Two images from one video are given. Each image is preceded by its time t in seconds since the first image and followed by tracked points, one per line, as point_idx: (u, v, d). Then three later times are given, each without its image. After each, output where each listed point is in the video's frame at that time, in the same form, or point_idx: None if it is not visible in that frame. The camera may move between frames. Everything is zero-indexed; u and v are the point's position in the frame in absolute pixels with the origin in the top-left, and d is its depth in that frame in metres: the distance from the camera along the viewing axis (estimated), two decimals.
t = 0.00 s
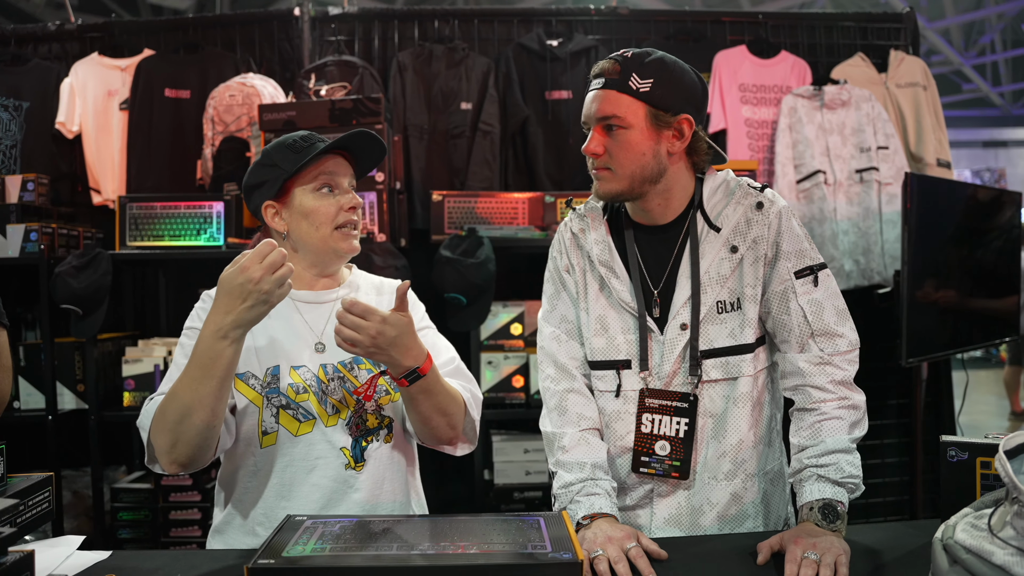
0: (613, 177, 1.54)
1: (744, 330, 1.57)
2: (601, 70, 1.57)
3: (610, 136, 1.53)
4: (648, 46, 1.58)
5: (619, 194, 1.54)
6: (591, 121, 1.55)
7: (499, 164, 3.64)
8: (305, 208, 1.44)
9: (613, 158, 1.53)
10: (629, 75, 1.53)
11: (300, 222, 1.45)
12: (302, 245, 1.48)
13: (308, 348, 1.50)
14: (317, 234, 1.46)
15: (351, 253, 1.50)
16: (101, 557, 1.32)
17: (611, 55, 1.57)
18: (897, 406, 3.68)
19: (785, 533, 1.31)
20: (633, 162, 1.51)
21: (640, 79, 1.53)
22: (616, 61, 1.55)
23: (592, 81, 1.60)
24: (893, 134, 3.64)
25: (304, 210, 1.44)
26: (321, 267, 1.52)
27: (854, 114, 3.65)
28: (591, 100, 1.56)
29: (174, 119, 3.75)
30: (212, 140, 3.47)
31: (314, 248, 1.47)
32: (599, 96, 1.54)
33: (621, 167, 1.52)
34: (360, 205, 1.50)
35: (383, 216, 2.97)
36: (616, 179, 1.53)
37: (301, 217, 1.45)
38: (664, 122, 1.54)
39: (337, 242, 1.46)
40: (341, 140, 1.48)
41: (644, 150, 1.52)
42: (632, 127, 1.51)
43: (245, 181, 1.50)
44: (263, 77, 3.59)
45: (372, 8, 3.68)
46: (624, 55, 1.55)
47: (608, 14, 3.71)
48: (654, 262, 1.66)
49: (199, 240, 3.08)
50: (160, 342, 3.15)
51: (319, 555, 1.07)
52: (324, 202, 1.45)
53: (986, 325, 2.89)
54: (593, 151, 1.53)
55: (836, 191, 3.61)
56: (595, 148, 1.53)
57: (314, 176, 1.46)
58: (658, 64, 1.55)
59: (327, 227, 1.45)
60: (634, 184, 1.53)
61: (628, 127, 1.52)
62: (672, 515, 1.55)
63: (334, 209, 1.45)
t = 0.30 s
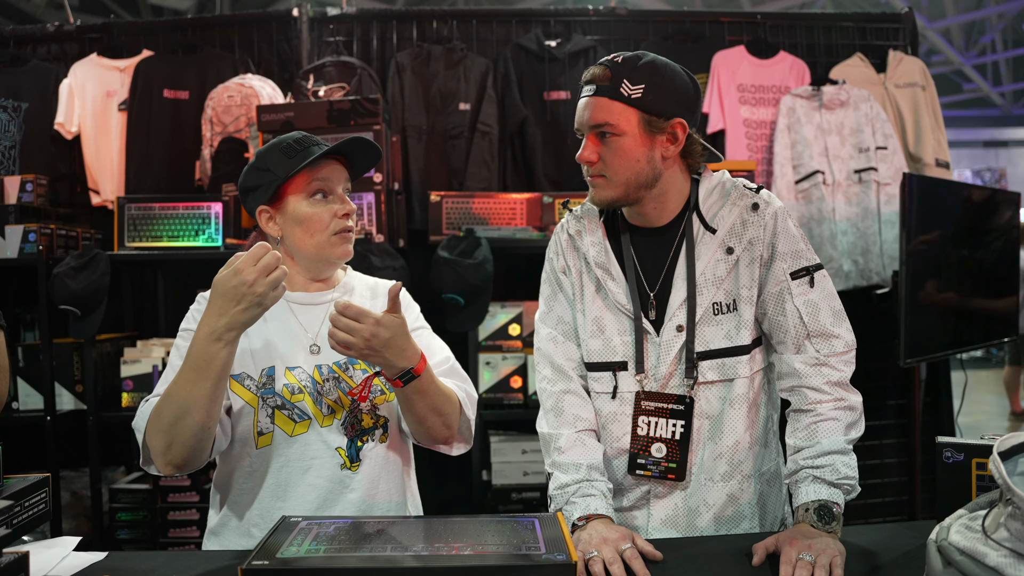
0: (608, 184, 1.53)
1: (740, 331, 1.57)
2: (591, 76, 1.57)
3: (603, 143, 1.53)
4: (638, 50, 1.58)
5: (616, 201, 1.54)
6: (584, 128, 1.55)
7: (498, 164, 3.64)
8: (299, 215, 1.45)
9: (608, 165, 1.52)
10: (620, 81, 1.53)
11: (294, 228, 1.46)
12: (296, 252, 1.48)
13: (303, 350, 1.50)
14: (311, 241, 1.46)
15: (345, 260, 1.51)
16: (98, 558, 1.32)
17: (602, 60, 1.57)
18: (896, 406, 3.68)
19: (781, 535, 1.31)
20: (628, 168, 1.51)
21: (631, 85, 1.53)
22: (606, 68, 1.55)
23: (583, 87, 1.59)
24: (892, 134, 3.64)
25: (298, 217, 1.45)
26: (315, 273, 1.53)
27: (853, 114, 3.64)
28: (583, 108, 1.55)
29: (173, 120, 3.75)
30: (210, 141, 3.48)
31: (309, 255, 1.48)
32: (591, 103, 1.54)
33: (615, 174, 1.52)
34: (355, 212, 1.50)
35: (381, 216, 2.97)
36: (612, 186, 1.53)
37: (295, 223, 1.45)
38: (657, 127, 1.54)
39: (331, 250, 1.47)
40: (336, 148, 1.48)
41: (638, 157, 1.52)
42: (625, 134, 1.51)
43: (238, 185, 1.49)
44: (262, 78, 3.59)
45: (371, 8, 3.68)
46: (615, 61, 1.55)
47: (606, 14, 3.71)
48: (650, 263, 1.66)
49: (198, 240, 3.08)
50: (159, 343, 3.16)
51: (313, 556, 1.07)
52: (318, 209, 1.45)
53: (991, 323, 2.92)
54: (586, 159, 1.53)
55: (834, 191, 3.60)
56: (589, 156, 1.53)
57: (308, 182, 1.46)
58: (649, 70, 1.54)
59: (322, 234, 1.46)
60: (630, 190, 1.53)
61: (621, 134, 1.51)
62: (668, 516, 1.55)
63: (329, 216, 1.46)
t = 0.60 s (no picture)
0: (609, 178, 1.53)
1: (736, 330, 1.57)
2: (596, 69, 1.57)
3: (605, 135, 1.53)
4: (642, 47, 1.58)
5: (616, 196, 1.54)
6: (587, 121, 1.54)
7: (497, 164, 3.64)
8: (287, 215, 1.46)
9: (609, 158, 1.52)
10: (625, 74, 1.53)
11: (284, 229, 1.46)
12: (288, 253, 1.49)
13: (300, 349, 1.49)
14: (300, 241, 1.47)
15: (336, 259, 1.50)
16: (95, 558, 1.32)
17: (607, 55, 1.57)
18: (896, 406, 3.68)
19: (777, 536, 1.31)
20: (628, 162, 1.51)
21: (636, 79, 1.53)
22: (612, 62, 1.54)
23: (587, 81, 1.59)
24: (892, 134, 3.63)
25: (285, 216, 1.46)
26: (310, 276, 1.53)
27: (852, 115, 3.64)
28: (586, 100, 1.55)
29: (173, 120, 3.75)
30: (210, 142, 3.48)
31: (299, 254, 1.48)
32: (593, 95, 1.53)
33: (616, 168, 1.52)
34: (343, 210, 1.50)
35: (380, 217, 2.97)
36: (613, 180, 1.53)
37: (283, 224, 1.46)
38: (659, 122, 1.54)
39: (320, 249, 1.47)
40: (320, 146, 1.49)
41: (639, 150, 1.52)
42: (627, 127, 1.51)
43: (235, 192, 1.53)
44: (261, 78, 3.59)
45: (370, 9, 3.67)
46: (620, 56, 1.55)
47: (606, 15, 3.71)
48: (646, 263, 1.66)
49: (197, 240, 3.08)
50: (158, 343, 3.16)
51: (309, 557, 1.07)
52: (304, 208, 1.46)
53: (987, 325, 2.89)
54: (587, 150, 1.53)
55: (834, 192, 3.60)
56: (590, 147, 1.52)
57: (295, 181, 1.47)
58: (653, 65, 1.55)
59: (308, 232, 1.46)
60: (631, 184, 1.53)
61: (624, 126, 1.51)
62: (665, 516, 1.55)
63: (314, 214, 1.46)
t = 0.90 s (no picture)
0: (608, 180, 1.53)
1: (735, 330, 1.57)
2: (592, 73, 1.57)
3: (604, 139, 1.53)
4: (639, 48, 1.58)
5: (615, 198, 1.53)
6: (584, 124, 1.54)
7: (497, 164, 3.65)
8: (268, 212, 1.51)
9: (608, 161, 1.52)
10: (623, 77, 1.53)
11: (268, 225, 1.52)
12: (276, 249, 1.54)
13: (301, 344, 1.50)
14: (279, 236, 1.50)
15: (315, 248, 1.50)
16: (94, 557, 1.32)
17: (603, 57, 1.57)
18: (896, 406, 3.68)
19: (775, 535, 1.31)
20: (628, 164, 1.51)
21: (633, 82, 1.53)
22: (608, 65, 1.54)
23: (583, 84, 1.59)
24: (892, 134, 3.63)
25: (267, 213, 1.51)
26: (301, 271, 1.55)
27: (852, 115, 3.64)
28: (583, 104, 1.55)
29: (173, 120, 3.76)
30: (210, 142, 3.49)
31: (283, 249, 1.52)
32: (592, 98, 1.53)
33: (616, 170, 1.52)
34: (318, 200, 1.50)
35: (380, 217, 2.98)
36: (612, 182, 1.53)
37: (268, 222, 1.52)
38: (658, 125, 1.55)
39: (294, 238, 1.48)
40: (296, 142, 1.54)
41: (639, 153, 1.52)
42: (627, 131, 1.51)
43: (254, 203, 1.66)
44: (262, 78, 3.60)
45: (371, 9, 3.68)
46: (616, 58, 1.55)
47: (606, 15, 3.71)
48: (645, 263, 1.66)
49: (197, 240, 3.09)
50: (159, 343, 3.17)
51: (305, 556, 1.07)
52: (279, 203, 1.50)
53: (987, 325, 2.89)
54: (586, 154, 1.52)
55: (834, 192, 3.60)
56: (589, 152, 1.52)
57: (276, 179, 1.53)
58: (651, 67, 1.55)
59: (282, 225, 1.49)
60: (630, 187, 1.53)
61: (623, 130, 1.51)
62: (663, 516, 1.55)
63: (286, 207, 1.49)
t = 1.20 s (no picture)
0: (604, 181, 1.53)
1: (734, 330, 1.57)
2: (591, 72, 1.57)
3: (601, 140, 1.53)
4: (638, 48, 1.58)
5: (611, 198, 1.54)
6: (582, 124, 1.55)
7: (498, 164, 3.65)
8: (285, 205, 1.53)
9: (605, 161, 1.53)
10: (621, 78, 1.53)
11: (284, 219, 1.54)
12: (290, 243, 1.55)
13: (311, 339, 1.52)
14: (294, 230, 1.52)
15: (329, 246, 1.52)
16: (95, 555, 1.33)
17: (602, 57, 1.57)
18: (896, 406, 3.67)
19: (774, 534, 1.31)
20: (626, 166, 1.52)
21: (631, 82, 1.53)
22: (607, 65, 1.55)
23: (582, 84, 1.60)
24: (892, 134, 3.63)
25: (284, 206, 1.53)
26: (314, 266, 1.57)
27: (852, 114, 3.64)
28: (581, 104, 1.55)
29: (174, 120, 3.77)
30: (211, 141, 3.50)
31: (296, 243, 1.53)
32: (590, 98, 1.54)
33: (613, 172, 1.52)
34: (336, 199, 1.51)
35: (380, 217, 2.99)
36: (608, 183, 1.53)
37: (284, 215, 1.54)
38: (656, 126, 1.55)
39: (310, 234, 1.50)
40: (321, 140, 1.56)
41: (636, 154, 1.52)
42: (624, 131, 1.51)
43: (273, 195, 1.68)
44: (262, 78, 3.60)
45: (372, 8, 3.68)
46: (616, 57, 1.55)
47: (606, 15, 3.71)
48: (644, 263, 1.66)
49: (198, 240, 3.09)
50: (159, 342, 3.18)
51: (305, 554, 1.07)
52: (297, 197, 1.51)
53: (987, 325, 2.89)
54: (584, 154, 1.53)
55: (834, 191, 3.60)
56: (586, 152, 1.53)
57: (296, 173, 1.54)
58: (650, 67, 1.55)
59: (298, 220, 1.50)
60: (626, 188, 1.53)
61: (620, 131, 1.52)
62: (662, 516, 1.55)
63: (303, 202, 1.50)
